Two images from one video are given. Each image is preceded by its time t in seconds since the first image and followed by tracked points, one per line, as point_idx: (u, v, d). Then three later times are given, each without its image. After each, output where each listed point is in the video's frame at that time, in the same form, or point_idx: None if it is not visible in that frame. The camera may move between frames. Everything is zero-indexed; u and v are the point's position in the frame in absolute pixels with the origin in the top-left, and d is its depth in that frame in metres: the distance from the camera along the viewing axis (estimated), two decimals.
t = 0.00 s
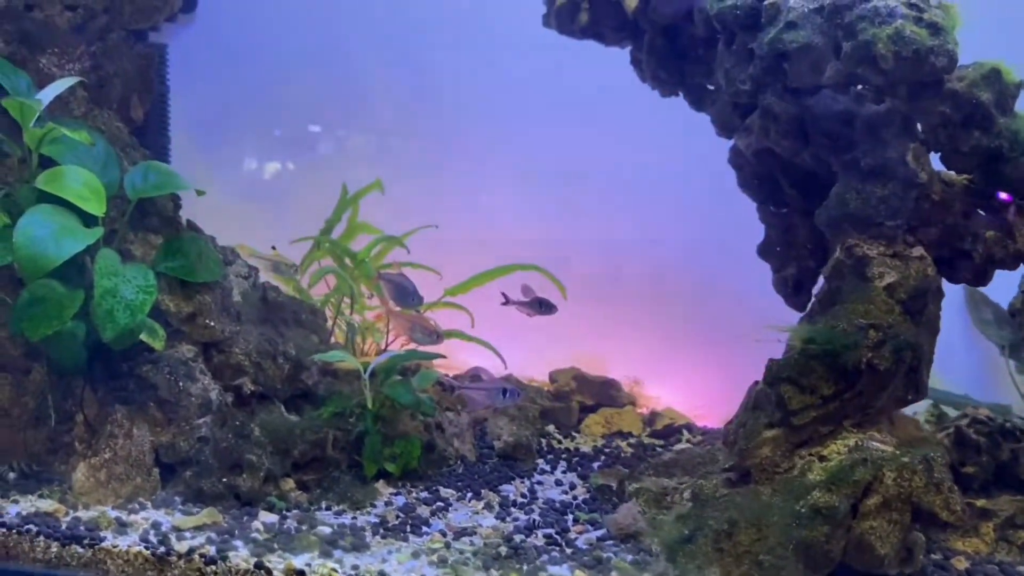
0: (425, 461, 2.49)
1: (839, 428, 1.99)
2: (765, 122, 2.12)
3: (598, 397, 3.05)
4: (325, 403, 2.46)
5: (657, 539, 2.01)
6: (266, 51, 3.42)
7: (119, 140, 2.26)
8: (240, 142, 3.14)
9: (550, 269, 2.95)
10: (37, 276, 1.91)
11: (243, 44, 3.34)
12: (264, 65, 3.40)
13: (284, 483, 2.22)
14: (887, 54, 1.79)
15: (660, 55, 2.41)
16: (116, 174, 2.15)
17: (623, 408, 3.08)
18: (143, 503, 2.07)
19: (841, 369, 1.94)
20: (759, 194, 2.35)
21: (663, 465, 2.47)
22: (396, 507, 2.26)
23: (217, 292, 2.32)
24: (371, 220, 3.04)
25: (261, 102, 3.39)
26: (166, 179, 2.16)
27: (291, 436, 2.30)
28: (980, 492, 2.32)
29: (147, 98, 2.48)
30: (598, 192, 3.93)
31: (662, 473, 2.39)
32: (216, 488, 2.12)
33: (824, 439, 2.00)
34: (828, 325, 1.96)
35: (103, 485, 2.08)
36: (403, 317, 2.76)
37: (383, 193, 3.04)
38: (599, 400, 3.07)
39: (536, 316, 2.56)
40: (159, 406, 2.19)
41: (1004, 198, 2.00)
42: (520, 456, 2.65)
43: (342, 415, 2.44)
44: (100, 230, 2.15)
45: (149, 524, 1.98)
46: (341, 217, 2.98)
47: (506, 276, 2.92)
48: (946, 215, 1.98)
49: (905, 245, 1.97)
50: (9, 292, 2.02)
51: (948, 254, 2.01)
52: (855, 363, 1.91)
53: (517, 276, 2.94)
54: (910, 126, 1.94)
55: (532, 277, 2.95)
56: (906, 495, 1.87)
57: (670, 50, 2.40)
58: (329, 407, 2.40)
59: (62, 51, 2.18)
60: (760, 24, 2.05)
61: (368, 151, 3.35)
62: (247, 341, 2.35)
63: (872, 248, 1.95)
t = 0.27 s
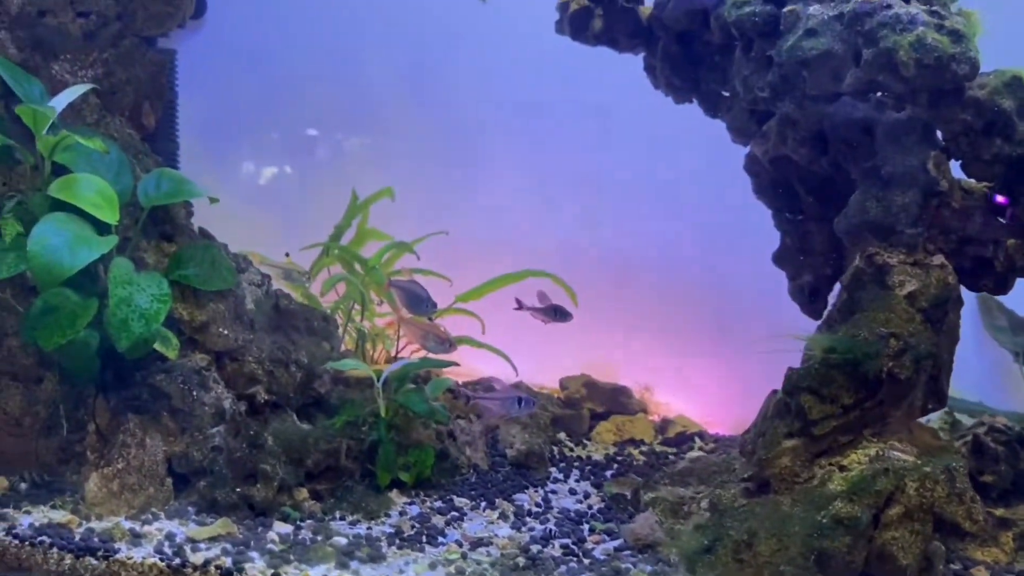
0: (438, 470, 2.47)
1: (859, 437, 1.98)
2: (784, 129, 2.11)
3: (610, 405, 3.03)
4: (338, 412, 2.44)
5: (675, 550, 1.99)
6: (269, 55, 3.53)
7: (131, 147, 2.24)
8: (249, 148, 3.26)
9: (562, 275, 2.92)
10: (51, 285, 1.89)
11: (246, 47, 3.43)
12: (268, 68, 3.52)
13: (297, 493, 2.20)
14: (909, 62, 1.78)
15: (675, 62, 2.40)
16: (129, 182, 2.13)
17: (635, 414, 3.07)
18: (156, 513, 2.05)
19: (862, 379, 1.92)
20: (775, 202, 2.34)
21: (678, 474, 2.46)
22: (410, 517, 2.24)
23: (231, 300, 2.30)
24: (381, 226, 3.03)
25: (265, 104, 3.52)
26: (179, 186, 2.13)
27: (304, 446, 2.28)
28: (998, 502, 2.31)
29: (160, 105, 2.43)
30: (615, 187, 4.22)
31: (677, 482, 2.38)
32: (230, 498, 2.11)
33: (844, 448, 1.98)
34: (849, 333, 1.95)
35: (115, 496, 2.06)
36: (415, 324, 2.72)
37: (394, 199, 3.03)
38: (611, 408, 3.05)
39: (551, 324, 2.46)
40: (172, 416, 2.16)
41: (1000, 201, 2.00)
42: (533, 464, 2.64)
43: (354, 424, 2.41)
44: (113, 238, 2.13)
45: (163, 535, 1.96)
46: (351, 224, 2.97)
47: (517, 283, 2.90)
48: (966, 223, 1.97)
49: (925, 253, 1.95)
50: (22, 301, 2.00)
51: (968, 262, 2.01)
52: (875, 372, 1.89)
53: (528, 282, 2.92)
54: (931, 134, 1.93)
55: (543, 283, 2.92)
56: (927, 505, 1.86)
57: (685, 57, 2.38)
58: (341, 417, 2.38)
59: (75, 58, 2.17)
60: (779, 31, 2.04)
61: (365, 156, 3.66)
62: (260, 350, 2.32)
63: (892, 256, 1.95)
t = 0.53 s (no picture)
0: (452, 478, 2.46)
1: (879, 446, 1.97)
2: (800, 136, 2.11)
3: (623, 412, 3.03)
4: (353, 420, 2.43)
5: (693, 558, 1.97)
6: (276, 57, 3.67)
7: (146, 154, 2.23)
8: (254, 154, 3.43)
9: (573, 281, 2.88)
10: (68, 294, 1.88)
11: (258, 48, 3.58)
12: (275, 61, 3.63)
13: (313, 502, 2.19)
14: (929, 69, 1.78)
15: (691, 68, 2.40)
16: (144, 190, 2.12)
17: (647, 421, 3.07)
18: (172, 523, 2.03)
19: (883, 387, 1.92)
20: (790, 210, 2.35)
21: (694, 482, 2.45)
22: (426, 526, 2.23)
23: (246, 308, 2.30)
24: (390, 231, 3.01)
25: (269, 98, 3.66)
26: (194, 195, 2.12)
27: (320, 454, 2.27)
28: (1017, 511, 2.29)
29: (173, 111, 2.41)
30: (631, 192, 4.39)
31: (694, 490, 2.37)
32: (246, 508, 2.10)
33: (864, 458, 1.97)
34: (869, 342, 1.94)
35: (131, 506, 2.05)
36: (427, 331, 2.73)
37: (404, 206, 3.02)
38: (623, 414, 3.04)
39: (568, 332, 2.44)
40: (187, 424, 2.16)
41: (998, 204, 2.01)
42: (547, 473, 2.62)
43: (369, 433, 2.39)
44: (129, 247, 2.12)
45: (179, 545, 1.94)
46: (361, 230, 2.97)
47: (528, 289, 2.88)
48: (987, 231, 1.97)
49: (945, 261, 1.94)
50: (39, 310, 1.99)
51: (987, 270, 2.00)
52: (896, 381, 1.88)
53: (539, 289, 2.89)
54: (949, 141, 1.93)
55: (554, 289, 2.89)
56: (949, 514, 1.84)
57: (699, 63, 2.39)
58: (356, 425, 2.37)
59: (89, 65, 2.17)
60: (797, 38, 2.04)
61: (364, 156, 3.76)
62: (275, 358, 2.31)
63: (913, 263, 1.93)
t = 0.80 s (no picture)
0: (477, 479, 2.45)
1: (911, 447, 1.95)
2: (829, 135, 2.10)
3: (644, 412, 3.02)
4: (377, 421, 2.41)
5: (722, 559, 1.94)
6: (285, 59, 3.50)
7: (170, 153, 2.22)
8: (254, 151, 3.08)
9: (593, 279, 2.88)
10: (94, 294, 1.85)
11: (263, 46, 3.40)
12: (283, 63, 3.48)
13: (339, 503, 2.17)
14: (966, 66, 1.76)
15: (716, 67, 2.46)
16: (169, 189, 2.10)
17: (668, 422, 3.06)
18: (198, 525, 2.01)
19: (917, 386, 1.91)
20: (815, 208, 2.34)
21: (720, 483, 2.43)
22: (453, 527, 2.21)
23: (272, 308, 2.29)
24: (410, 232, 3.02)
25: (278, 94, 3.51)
26: (219, 195, 2.10)
27: (345, 455, 2.26)
28: None
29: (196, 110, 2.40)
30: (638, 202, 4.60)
31: (721, 491, 2.36)
32: (273, 510, 2.08)
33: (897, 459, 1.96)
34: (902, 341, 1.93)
35: (156, 508, 2.02)
36: (450, 331, 2.74)
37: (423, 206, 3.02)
38: (645, 415, 3.03)
39: (594, 330, 2.59)
40: (213, 424, 2.15)
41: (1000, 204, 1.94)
42: (570, 473, 2.62)
43: (394, 434, 2.38)
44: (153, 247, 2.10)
45: (207, 548, 1.91)
46: (381, 231, 2.97)
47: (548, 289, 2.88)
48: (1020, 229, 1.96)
49: (980, 260, 1.93)
50: (64, 311, 1.97)
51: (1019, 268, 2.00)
52: (932, 380, 1.87)
53: (560, 288, 2.89)
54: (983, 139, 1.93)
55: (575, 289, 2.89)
56: (986, 515, 1.81)
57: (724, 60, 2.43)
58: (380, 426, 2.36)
59: (113, 63, 2.16)
60: (829, 35, 2.04)
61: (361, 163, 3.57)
62: (299, 359, 2.29)
63: (946, 262, 1.92)
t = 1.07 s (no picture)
0: (505, 484, 2.41)
1: (956, 453, 1.86)
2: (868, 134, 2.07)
3: (668, 415, 2.99)
4: (403, 425, 2.37)
5: (761, 564, 1.90)
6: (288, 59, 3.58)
7: (195, 154, 2.18)
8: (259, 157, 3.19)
9: (617, 279, 2.82)
10: (123, 299, 1.81)
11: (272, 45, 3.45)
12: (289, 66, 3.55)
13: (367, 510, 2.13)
14: (1012, 63, 1.73)
15: (748, 64, 2.53)
16: (195, 190, 2.05)
17: (693, 426, 3.03)
18: (225, 533, 1.96)
19: (964, 390, 1.85)
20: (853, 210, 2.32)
21: (752, 488, 2.40)
22: (483, 534, 2.16)
23: (298, 312, 2.25)
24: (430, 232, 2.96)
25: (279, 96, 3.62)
26: (246, 197, 2.06)
27: (373, 460, 2.22)
28: None
29: (220, 111, 2.36)
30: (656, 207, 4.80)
31: (755, 497, 2.32)
32: (301, 517, 2.04)
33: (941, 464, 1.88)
34: (946, 344, 1.89)
35: (183, 515, 1.98)
36: (474, 332, 2.71)
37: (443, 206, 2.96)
38: (669, 419, 2.99)
39: (624, 333, 2.52)
40: (242, 428, 2.12)
41: (1000, 205, 1.89)
42: (597, 478, 2.58)
43: (422, 438, 2.34)
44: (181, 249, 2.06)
45: (235, 556, 1.86)
46: (400, 232, 2.92)
47: (571, 290, 2.82)
48: None
49: None
50: (91, 315, 1.92)
51: None
52: (978, 385, 1.81)
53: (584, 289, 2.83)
54: None
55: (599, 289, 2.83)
56: None
57: (758, 58, 2.53)
58: (408, 431, 2.32)
59: (137, 63, 2.12)
60: (870, 32, 2.06)
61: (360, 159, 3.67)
62: (325, 364, 2.25)
63: (991, 263, 1.87)
